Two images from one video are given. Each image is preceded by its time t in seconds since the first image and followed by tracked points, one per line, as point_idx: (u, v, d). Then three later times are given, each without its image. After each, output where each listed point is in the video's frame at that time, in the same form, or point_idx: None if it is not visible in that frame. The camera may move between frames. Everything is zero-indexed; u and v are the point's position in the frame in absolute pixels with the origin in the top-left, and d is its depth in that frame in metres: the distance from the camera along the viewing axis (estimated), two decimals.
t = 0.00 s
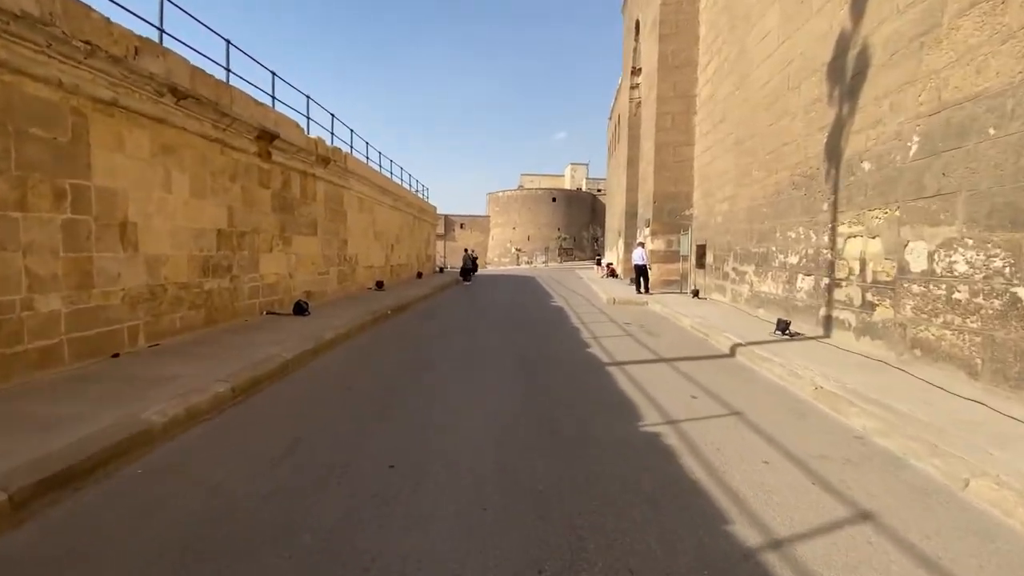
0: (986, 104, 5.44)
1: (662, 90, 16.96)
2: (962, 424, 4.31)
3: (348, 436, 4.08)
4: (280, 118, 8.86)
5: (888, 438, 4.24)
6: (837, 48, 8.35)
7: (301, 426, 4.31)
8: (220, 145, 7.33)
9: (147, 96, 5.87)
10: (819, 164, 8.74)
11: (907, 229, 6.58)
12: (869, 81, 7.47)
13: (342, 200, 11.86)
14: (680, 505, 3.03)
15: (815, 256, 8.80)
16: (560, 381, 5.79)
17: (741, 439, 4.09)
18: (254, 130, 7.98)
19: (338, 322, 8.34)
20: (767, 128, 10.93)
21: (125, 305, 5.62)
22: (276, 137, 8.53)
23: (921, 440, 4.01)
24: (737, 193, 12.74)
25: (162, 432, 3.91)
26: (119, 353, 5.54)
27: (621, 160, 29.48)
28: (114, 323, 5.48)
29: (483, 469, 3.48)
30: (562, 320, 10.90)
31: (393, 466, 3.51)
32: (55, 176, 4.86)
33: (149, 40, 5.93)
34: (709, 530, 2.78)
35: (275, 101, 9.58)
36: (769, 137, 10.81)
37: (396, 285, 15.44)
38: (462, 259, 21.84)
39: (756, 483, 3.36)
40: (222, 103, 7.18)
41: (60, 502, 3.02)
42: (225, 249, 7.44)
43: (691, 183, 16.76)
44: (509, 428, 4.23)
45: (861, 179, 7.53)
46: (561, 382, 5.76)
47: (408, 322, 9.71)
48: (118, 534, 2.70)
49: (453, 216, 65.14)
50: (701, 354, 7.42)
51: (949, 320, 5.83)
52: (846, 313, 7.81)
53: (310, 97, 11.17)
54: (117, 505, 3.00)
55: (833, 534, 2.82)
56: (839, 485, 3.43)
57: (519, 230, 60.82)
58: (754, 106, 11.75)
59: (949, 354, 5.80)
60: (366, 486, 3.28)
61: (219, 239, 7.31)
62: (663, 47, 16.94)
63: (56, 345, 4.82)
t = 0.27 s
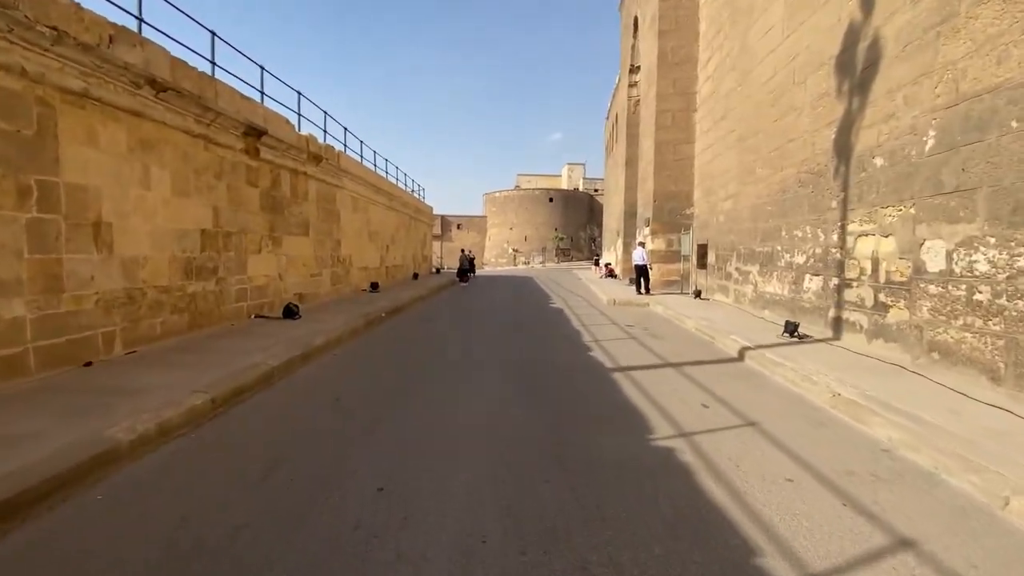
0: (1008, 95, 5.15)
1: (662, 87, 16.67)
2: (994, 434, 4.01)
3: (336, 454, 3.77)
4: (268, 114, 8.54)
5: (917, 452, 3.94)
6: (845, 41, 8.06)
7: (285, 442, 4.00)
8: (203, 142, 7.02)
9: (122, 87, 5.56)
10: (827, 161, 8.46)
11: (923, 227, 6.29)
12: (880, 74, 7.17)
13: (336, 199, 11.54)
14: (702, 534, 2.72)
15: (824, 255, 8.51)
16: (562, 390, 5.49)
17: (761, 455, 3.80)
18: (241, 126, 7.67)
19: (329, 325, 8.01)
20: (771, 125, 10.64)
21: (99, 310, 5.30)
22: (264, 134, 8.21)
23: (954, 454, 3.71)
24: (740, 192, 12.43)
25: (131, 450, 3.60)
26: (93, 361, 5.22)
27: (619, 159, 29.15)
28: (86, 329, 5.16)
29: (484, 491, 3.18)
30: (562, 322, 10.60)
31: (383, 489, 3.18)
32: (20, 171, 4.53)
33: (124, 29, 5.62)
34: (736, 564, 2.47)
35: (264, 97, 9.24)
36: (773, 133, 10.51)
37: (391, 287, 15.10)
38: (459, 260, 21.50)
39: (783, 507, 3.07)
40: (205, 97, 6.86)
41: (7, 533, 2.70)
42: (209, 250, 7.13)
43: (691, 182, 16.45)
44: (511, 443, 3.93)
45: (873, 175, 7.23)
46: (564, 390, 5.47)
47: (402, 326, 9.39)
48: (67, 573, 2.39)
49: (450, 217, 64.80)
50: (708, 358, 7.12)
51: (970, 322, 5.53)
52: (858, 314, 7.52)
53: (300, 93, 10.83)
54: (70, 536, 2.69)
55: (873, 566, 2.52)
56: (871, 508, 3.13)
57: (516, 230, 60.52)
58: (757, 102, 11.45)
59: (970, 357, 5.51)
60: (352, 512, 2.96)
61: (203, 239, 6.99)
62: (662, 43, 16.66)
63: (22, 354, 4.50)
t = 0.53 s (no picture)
0: None
1: (661, 85, 16.35)
2: None
3: (323, 477, 3.47)
4: (256, 113, 8.24)
5: (944, 468, 3.62)
6: (854, 35, 7.77)
7: (269, 463, 3.72)
8: (187, 141, 6.73)
9: (96, 82, 5.26)
10: (836, 159, 8.18)
11: (938, 228, 6.02)
12: (892, 69, 6.89)
13: (330, 200, 11.25)
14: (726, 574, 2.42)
15: (833, 256, 8.23)
16: (566, 400, 5.19)
17: (783, 476, 3.51)
18: (227, 124, 7.37)
19: (321, 331, 7.72)
20: (775, 123, 10.36)
21: (73, 320, 5.02)
22: (252, 133, 7.92)
23: (985, 470, 3.40)
24: (742, 191, 12.16)
25: (99, 476, 3.33)
26: (67, 374, 4.94)
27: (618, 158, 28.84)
28: (60, 340, 4.88)
29: (484, 520, 2.89)
30: (562, 325, 10.32)
31: (373, 520, 2.88)
32: None
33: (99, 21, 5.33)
34: None
35: (254, 95, 8.94)
36: (778, 131, 10.23)
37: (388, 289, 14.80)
38: (457, 261, 21.20)
39: (812, 538, 2.78)
40: (188, 94, 6.58)
41: None
42: (193, 254, 6.85)
43: (692, 181, 16.16)
44: (514, 462, 3.64)
45: (885, 174, 6.97)
46: (569, 400, 5.17)
47: (398, 330, 9.09)
48: None
49: (448, 217, 64.46)
50: (716, 364, 6.86)
51: (989, 327, 5.24)
52: (870, 318, 7.25)
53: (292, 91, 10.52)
54: None
55: None
56: (907, 536, 2.84)
57: (514, 230, 60.21)
58: (760, 99, 11.16)
59: (988, 365, 5.22)
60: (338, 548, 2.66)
61: (187, 242, 6.71)
62: (661, 41, 16.35)
63: None
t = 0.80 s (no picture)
0: None
1: (661, 79, 15.95)
2: None
3: (309, 496, 3.12)
4: (243, 105, 7.88)
5: (992, 479, 3.31)
6: (869, 20, 7.42)
7: (251, 479, 3.37)
8: (170, 133, 6.39)
9: (69, 69, 4.91)
10: (849, 151, 7.85)
11: (963, 219, 5.72)
12: (911, 54, 6.55)
13: (323, 197, 10.89)
14: None
15: (846, 252, 7.91)
16: (573, 404, 4.85)
17: (820, 490, 3.17)
18: (213, 116, 7.02)
19: (313, 333, 7.38)
20: (783, 115, 10.02)
21: (44, 323, 4.68)
22: (240, 126, 7.57)
23: None
24: (747, 186, 11.84)
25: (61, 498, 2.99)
26: (37, 381, 4.59)
27: (616, 155, 28.49)
28: (30, 345, 4.54)
29: (492, 546, 2.53)
30: (563, 324, 9.98)
31: (365, 549, 2.52)
32: None
33: (73, 4, 4.98)
34: None
35: (241, 87, 8.57)
36: (786, 123, 9.90)
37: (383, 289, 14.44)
38: (453, 260, 20.83)
39: (860, 562, 2.46)
40: (170, 84, 6.23)
41: None
42: (177, 252, 6.51)
43: (694, 177, 15.83)
44: (521, 475, 3.30)
45: (903, 164, 6.66)
46: (576, 405, 4.83)
47: (394, 330, 8.75)
48: None
49: (444, 216, 64.05)
50: (727, 365, 6.54)
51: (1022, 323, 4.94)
52: (887, 315, 6.93)
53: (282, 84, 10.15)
54: None
55: None
56: (965, 559, 2.52)
57: (511, 228, 59.83)
58: (766, 91, 10.83)
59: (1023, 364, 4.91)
60: None
61: (170, 240, 6.37)
62: (661, 34, 15.97)
63: None
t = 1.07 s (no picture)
0: None
1: (661, 74, 15.67)
2: None
3: (292, 526, 2.81)
4: (230, 101, 7.56)
5: None
6: (881, 10, 7.15)
7: (232, 506, 3.06)
8: (151, 130, 6.08)
9: (42, 63, 4.59)
10: (860, 145, 7.59)
11: (987, 216, 5.47)
12: (929, 44, 6.28)
13: (315, 196, 10.58)
14: None
15: (857, 250, 7.65)
16: (579, 412, 4.56)
17: (856, 517, 2.89)
18: (198, 112, 6.71)
19: (304, 338, 7.06)
20: (788, 109, 9.76)
21: (16, 333, 4.36)
22: (226, 123, 7.26)
23: None
24: (750, 183, 11.57)
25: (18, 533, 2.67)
26: (8, 395, 4.27)
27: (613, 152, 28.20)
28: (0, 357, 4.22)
29: None
30: (563, 325, 9.70)
31: None
32: None
33: None
34: None
35: (229, 82, 8.24)
36: (792, 118, 9.63)
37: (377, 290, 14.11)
38: (449, 260, 20.50)
39: None
40: (152, 79, 5.91)
41: None
42: (161, 255, 6.19)
43: (694, 174, 15.55)
44: (527, 499, 3.00)
45: (919, 159, 6.40)
46: (582, 412, 4.54)
47: (389, 334, 8.46)
48: None
49: (440, 215, 63.65)
50: (737, 369, 6.26)
51: None
52: (902, 316, 6.68)
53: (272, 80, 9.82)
54: None
55: None
56: None
57: (507, 227, 59.53)
58: (770, 85, 10.56)
59: None
60: None
61: (152, 242, 6.05)
62: (660, 28, 15.68)
63: None
